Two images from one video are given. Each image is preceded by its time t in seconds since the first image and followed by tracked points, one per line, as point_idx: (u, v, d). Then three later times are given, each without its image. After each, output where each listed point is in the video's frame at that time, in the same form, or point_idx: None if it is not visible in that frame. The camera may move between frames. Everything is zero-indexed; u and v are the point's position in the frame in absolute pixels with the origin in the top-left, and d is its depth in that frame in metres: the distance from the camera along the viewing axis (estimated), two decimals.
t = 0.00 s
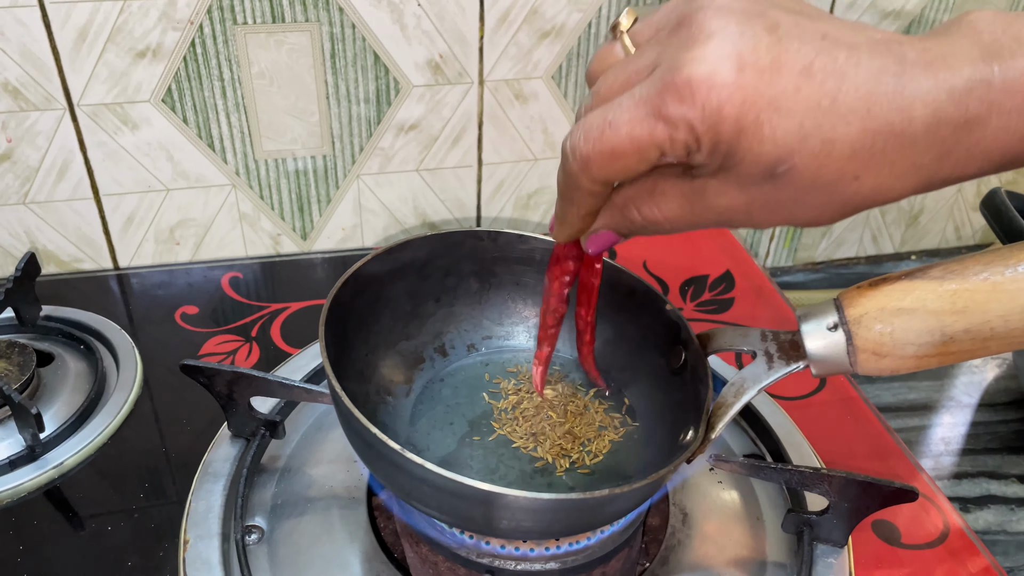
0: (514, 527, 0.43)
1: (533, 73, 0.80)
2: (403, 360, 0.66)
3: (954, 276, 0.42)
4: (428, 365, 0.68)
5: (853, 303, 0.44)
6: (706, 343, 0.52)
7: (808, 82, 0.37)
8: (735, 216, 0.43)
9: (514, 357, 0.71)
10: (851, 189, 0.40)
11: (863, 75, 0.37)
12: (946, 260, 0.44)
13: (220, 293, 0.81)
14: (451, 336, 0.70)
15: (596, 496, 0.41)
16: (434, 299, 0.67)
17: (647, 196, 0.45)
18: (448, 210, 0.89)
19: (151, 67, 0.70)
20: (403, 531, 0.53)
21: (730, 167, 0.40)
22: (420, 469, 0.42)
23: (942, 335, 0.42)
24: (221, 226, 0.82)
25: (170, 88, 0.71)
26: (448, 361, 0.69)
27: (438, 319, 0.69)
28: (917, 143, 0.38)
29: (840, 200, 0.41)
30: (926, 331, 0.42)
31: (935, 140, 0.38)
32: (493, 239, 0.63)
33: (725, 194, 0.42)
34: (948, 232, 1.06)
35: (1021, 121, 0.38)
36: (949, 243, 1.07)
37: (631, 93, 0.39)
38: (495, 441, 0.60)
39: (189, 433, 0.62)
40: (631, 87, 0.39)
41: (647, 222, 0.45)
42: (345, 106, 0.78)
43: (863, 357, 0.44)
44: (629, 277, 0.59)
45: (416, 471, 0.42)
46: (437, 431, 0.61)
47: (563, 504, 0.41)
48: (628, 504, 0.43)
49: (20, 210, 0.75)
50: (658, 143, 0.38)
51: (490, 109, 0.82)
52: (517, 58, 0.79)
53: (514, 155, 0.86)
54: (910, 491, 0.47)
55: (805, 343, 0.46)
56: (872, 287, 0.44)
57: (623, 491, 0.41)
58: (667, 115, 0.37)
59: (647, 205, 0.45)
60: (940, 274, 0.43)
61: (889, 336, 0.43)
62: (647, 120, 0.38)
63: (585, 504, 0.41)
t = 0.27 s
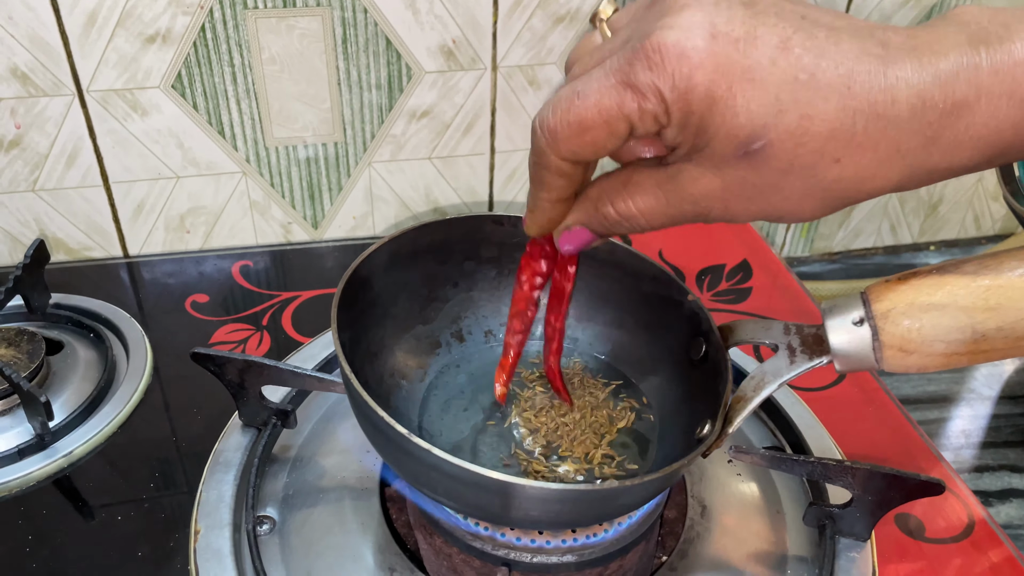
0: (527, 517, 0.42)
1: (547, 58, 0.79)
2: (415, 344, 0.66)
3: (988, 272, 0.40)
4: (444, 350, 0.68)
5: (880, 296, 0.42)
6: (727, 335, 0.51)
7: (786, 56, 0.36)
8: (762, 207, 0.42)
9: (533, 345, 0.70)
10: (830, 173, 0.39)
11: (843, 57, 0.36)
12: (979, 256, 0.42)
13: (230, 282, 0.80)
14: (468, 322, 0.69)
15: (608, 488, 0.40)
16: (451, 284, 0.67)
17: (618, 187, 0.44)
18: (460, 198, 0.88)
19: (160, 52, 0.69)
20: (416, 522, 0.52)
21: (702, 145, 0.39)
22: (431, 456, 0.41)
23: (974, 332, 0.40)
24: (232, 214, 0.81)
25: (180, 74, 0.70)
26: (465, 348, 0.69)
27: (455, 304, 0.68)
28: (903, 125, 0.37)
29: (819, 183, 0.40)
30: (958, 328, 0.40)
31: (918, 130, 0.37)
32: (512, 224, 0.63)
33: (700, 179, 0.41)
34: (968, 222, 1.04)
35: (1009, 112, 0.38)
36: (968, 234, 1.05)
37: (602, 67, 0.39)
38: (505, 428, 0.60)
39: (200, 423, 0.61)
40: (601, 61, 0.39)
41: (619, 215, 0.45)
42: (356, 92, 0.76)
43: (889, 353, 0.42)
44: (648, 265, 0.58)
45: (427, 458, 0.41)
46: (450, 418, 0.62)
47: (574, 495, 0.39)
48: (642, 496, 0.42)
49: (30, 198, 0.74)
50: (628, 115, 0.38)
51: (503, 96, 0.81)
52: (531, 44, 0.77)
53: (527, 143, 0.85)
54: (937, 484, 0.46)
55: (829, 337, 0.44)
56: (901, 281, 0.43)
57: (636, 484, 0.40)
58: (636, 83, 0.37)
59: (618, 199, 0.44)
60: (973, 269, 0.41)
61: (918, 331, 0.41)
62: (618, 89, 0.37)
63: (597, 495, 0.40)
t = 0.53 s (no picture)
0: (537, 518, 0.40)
1: (554, 43, 0.76)
2: (422, 335, 0.64)
3: None
4: (454, 340, 0.66)
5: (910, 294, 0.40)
6: (747, 331, 0.49)
7: (817, 24, 0.35)
8: (783, 199, 0.40)
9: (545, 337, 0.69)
10: (869, 151, 0.37)
11: (878, 29, 0.35)
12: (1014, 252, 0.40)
13: (231, 274, 0.79)
14: (478, 311, 0.68)
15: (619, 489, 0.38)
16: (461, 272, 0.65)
17: (636, 181, 0.42)
18: (465, 187, 0.86)
19: (157, 37, 0.66)
20: (423, 521, 0.51)
21: (728, 119, 0.38)
22: (436, 453, 0.39)
23: (1009, 332, 0.38)
24: (232, 204, 0.79)
25: (177, 60, 0.68)
26: (474, 339, 0.68)
27: (466, 292, 0.67)
28: (943, 101, 0.35)
29: (857, 161, 0.37)
30: (992, 329, 0.39)
31: (961, 107, 0.36)
32: (524, 211, 0.61)
33: (727, 160, 0.38)
34: (983, 210, 1.01)
35: None
36: (983, 222, 1.03)
37: (621, 37, 0.38)
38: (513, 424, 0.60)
39: (200, 419, 0.60)
40: (617, 33, 0.38)
41: (638, 210, 0.42)
42: (359, 78, 0.74)
43: (919, 352, 0.40)
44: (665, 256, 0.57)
45: (431, 455, 0.40)
46: (458, 412, 0.60)
47: (584, 496, 0.38)
48: (655, 497, 0.40)
49: (24, 187, 0.72)
50: (646, 81, 0.37)
51: (509, 81, 0.78)
52: (538, 28, 0.75)
53: (534, 130, 0.83)
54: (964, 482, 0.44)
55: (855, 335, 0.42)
56: (932, 279, 0.41)
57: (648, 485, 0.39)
58: (657, 45, 0.36)
59: (636, 191, 0.42)
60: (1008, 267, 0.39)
61: (950, 331, 0.39)
62: (638, 53, 0.36)
63: (608, 496, 0.38)
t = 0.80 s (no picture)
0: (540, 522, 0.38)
1: (555, 23, 0.73)
2: (421, 326, 0.61)
3: None
4: (454, 332, 0.64)
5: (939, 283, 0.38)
6: (763, 322, 0.47)
7: None
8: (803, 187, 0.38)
9: (551, 327, 0.67)
10: (894, 127, 0.34)
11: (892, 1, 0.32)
12: None
13: (222, 264, 0.76)
14: (480, 301, 0.66)
15: (626, 491, 0.36)
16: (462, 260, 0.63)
17: (661, 185, 0.42)
18: (463, 173, 0.83)
19: (140, 18, 0.64)
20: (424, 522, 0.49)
21: (736, 115, 0.36)
22: (433, 453, 0.37)
23: None
24: (222, 191, 0.77)
25: (163, 42, 0.65)
26: (476, 329, 0.65)
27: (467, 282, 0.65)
28: (977, 63, 0.32)
29: (882, 141, 0.35)
30: None
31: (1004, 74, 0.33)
32: (529, 196, 0.59)
33: (742, 155, 0.37)
34: (994, 193, 0.99)
35: None
36: (993, 206, 1.01)
37: (615, 46, 0.39)
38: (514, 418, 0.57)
39: (189, 417, 0.57)
40: (615, 38, 0.40)
41: (665, 214, 0.42)
42: (352, 60, 0.71)
43: (948, 346, 0.38)
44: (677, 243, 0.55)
45: (429, 455, 0.38)
46: (459, 407, 0.58)
47: (588, 500, 0.36)
48: (663, 499, 0.38)
49: (6, 175, 0.70)
50: (641, 87, 0.38)
51: (508, 63, 0.75)
52: (538, 7, 0.72)
53: (534, 113, 0.80)
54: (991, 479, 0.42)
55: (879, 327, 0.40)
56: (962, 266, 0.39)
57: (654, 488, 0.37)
58: (644, 50, 0.36)
59: (662, 196, 0.42)
60: None
61: (981, 323, 0.37)
62: (628, 61, 0.38)
63: (614, 500, 0.36)
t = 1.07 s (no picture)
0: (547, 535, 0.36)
1: (554, 8, 0.71)
2: (421, 324, 0.59)
3: None
4: (455, 330, 0.62)
5: (967, 282, 0.38)
6: (780, 321, 0.46)
7: None
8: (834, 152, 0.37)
9: (556, 325, 0.65)
10: (938, 61, 0.34)
11: None
12: None
13: (213, 260, 0.74)
14: (482, 298, 0.64)
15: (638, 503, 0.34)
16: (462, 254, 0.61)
17: (676, 139, 0.42)
18: (461, 165, 0.81)
19: (123, 5, 0.61)
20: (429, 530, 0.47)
21: (766, 45, 0.37)
22: (435, 463, 0.35)
23: None
24: (211, 185, 0.74)
25: (148, 30, 0.63)
26: (478, 327, 0.63)
27: (469, 278, 0.63)
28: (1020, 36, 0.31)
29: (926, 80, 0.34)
30: None
31: None
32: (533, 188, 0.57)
33: (767, 91, 0.37)
34: (1000, 181, 0.97)
35: None
36: (1000, 193, 0.99)
37: None
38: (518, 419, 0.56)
39: (180, 421, 0.55)
40: None
41: (679, 169, 0.42)
42: (344, 48, 0.69)
43: (976, 348, 0.37)
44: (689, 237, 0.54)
45: (431, 465, 0.36)
46: (462, 409, 0.56)
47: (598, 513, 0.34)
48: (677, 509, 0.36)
49: None
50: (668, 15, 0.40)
51: (506, 50, 0.73)
52: None
53: (533, 102, 0.78)
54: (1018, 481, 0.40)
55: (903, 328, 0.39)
56: (991, 264, 0.38)
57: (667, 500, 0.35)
58: None
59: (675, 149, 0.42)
60: None
61: (1013, 324, 0.36)
62: None
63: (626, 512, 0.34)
